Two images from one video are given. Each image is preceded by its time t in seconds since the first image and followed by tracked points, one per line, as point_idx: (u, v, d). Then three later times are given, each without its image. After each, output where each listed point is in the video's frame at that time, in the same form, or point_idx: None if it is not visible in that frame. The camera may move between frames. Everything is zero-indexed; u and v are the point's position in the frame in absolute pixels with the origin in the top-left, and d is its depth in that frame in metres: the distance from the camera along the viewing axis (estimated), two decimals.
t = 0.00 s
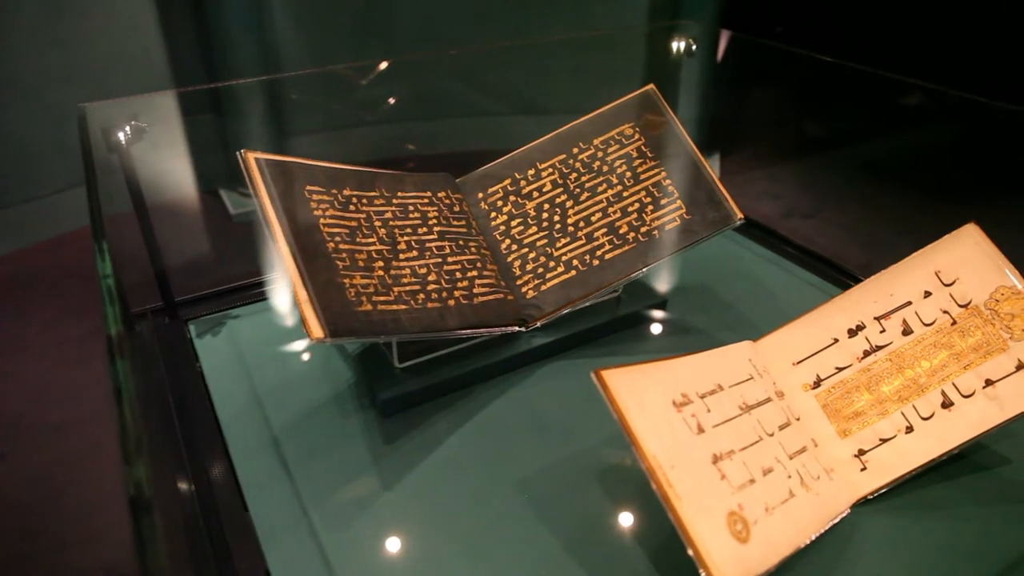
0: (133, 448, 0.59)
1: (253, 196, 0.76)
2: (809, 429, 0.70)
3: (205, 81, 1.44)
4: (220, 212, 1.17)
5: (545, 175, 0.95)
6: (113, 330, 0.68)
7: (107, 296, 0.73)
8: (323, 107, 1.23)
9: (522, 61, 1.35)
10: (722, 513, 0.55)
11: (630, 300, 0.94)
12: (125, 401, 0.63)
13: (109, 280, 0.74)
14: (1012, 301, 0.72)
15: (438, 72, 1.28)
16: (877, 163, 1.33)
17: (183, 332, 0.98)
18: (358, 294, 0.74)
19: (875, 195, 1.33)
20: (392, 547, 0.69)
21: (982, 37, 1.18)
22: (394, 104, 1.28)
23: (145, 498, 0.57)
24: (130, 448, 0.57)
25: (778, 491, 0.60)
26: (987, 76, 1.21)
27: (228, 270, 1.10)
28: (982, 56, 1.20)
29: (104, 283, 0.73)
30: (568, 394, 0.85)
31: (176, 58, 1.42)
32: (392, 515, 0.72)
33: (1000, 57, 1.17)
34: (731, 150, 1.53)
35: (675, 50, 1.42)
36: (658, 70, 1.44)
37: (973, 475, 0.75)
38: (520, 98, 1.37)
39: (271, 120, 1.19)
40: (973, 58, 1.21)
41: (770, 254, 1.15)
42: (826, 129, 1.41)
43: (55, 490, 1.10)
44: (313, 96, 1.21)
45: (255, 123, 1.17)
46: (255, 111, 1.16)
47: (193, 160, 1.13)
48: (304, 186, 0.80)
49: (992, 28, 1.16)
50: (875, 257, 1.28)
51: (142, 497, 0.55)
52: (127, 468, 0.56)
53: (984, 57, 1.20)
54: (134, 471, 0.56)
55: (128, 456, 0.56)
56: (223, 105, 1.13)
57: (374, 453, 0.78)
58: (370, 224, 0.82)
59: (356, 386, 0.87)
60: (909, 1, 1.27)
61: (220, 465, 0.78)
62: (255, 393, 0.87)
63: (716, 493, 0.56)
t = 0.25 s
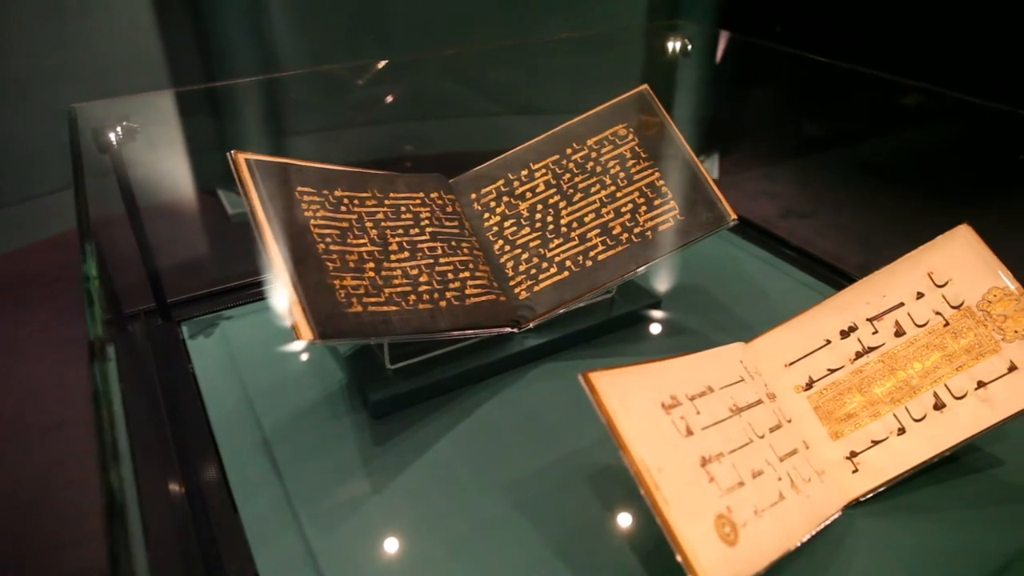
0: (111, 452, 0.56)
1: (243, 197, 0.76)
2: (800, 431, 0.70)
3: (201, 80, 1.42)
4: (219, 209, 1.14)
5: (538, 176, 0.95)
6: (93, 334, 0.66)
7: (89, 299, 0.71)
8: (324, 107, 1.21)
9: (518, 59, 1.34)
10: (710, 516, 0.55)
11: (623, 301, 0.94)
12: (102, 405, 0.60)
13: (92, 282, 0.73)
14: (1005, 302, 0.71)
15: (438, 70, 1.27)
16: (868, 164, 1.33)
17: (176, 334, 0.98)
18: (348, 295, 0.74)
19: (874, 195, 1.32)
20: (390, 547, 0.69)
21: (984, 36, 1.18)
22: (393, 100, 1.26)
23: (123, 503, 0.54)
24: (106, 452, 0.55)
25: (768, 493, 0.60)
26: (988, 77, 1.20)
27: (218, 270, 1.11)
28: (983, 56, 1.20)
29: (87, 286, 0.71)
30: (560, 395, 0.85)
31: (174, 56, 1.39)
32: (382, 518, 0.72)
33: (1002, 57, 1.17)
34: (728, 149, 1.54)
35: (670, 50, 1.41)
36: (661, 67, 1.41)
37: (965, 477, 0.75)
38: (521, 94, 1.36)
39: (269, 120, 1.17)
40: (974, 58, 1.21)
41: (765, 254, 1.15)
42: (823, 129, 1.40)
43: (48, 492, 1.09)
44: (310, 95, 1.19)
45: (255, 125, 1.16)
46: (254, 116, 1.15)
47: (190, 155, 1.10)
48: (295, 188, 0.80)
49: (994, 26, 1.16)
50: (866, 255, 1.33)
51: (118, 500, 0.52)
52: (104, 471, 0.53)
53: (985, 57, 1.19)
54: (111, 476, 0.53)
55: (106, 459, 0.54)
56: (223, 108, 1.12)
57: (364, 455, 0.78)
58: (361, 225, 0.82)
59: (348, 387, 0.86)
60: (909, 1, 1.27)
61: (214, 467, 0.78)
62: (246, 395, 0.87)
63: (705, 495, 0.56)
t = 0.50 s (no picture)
0: (87, 456, 0.56)
1: (233, 198, 0.76)
2: (792, 433, 0.69)
3: (199, 79, 1.39)
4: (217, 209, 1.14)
5: (531, 176, 0.94)
6: (76, 337, 0.66)
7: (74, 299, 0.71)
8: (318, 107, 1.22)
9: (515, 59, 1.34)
10: (697, 519, 0.54)
11: (616, 302, 0.93)
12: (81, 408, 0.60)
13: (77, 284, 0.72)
14: (997, 303, 0.71)
15: (437, 71, 1.26)
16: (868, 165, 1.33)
17: (169, 335, 0.98)
18: (338, 297, 0.74)
19: (874, 195, 1.32)
20: (387, 548, 0.69)
21: (982, 37, 1.18)
22: (391, 98, 1.26)
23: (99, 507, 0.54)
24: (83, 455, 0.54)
25: (757, 496, 0.60)
26: (986, 77, 1.20)
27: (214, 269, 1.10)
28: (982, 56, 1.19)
29: (71, 287, 0.70)
30: (552, 397, 0.85)
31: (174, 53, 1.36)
32: (372, 520, 0.71)
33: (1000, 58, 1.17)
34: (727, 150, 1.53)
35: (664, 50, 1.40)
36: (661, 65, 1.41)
37: (958, 479, 0.74)
38: (519, 93, 1.36)
39: (267, 122, 1.17)
40: (972, 59, 1.21)
41: (760, 255, 1.14)
42: (823, 130, 1.40)
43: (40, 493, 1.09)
44: (308, 95, 1.19)
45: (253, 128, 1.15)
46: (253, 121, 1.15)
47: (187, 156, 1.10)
48: (285, 189, 0.80)
49: (992, 26, 1.16)
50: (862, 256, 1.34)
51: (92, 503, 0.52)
52: (80, 475, 0.53)
53: (983, 58, 1.19)
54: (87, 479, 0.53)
55: (82, 461, 0.54)
56: (220, 109, 1.12)
57: (355, 456, 0.78)
58: (353, 226, 0.82)
59: (340, 388, 0.86)
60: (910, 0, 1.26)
61: (207, 469, 0.78)
62: (238, 396, 0.87)
63: (693, 498, 0.56)
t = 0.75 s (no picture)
0: (65, 459, 0.56)
1: (223, 199, 0.75)
2: (782, 435, 0.69)
3: (198, 80, 1.39)
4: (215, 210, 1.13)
5: (523, 177, 0.94)
6: (58, 339, 0.65)
7: (58, 302, 0.70)
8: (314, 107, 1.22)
9: (514, 58, 1.33)
10: (685, 521, 0.54)
11: (610, 303, 0.93)
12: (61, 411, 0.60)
13: (61, 287, 0.72)
14: (989, 305, 0.71)
15: (435, 70, 1.26)
16: (863, 167, 1.37)
17: (161, 336, 0.98)
18: (327, 298, 0.73)
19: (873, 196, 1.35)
20: (385, 548, 0.68)
21: (979, 37, 1.18)
22: (389, 96, 1.25)
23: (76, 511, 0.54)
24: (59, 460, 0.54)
25: (746, 499, 0.59)
26: (982, 78, 1.20)
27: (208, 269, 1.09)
28: (978, 57, 1.19)
29: (54, 289, 0.70)
30: (544, 399, 0.84)
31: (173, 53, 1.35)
32: (361, 521, 0.71)
33: (996, 58, 1.16)
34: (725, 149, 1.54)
35: (658, 50, 1.39)
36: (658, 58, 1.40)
37: (951, 481, 0.74)
38: (517, 92, 1.36)
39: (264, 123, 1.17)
40: (969, 59, 1.20)
41: (755, 255, 1.14)
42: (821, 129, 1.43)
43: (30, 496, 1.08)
44: (304, 96, 1.19)
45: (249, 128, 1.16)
46: (250, 121, 1.16)
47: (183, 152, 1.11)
48: (275, 190, 0.79)
49: (989, 26, 1.16)
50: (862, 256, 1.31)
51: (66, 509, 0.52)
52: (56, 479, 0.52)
53: (980, 58, 1.19)
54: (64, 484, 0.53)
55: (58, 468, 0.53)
56: (217, 107, 1.12)
57: (345, 458, 0.78)
58: (344, 227, 0.82)
59: (332, 390, 0.86)
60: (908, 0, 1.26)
61: (198, 471, 0.77)
62: (230, 398, 0.86)
63: (680, 500, 0.55)
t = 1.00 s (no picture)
0: (44, 464, 0.55)
1: (212, 201, 0.75)
2: (773, 437, 0.69)
3: (194, 80, 1.35)
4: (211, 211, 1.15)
5: (516, 178, 0.94)
6: (42, 341, 0.65)
7: (43, 304, 0.70)
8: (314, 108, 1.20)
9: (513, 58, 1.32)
10: (672, 524, 0.54)
11: (602, 304, 0.93)
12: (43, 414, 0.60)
13: (46, 289, 0.72)
14: (981, 306, 0.70)
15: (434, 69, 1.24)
16: (863, 167, 1.45)
17: (153, 338, 0.97)
18: (317, 299, 0.73)
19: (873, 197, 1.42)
20: (382, 549, 0.68)
21: (978, 37, 1.17)
22: (385, 96, 1.24)
23: (53, 516, 0.53)
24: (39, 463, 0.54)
25: (735, 501, 0.59)
26: (980, 78, 1.19)
27: (195, 271, 1.10)
28: (977, 57, 1.19)
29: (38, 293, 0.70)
30: (535, 400, 0.84)
31: (168, 51, 1.33)
32: (349, 524, 0.71)
33: (995, 58, 1.16)
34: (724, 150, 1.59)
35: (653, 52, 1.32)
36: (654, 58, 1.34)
37: (942, 482, 0.74)
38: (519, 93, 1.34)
39: (260, 127, 1.17)
40: (967, 58, 1.20)
41: (749, 256, 1.14)
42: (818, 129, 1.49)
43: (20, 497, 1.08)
44: (300, 96, 1.18)
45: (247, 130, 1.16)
46: (247, 122, 1.15)
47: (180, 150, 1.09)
48: (266, 191, 0.79)
49: (989, 25, 1.15)
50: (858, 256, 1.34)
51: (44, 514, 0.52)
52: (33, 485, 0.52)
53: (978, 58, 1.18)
54: (42, 489, 0.53)
55: (38, 473, 0.53)
56: (214, 112, 1.12)
57: (336, 459, 0.77)
58: (334, 228, 0.81)
59: (324, 391, 0.86)
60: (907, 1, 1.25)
61: (190, 473, 0.77)
62: (222, 400, 0.86)
63: (669, 504, 0.55)
